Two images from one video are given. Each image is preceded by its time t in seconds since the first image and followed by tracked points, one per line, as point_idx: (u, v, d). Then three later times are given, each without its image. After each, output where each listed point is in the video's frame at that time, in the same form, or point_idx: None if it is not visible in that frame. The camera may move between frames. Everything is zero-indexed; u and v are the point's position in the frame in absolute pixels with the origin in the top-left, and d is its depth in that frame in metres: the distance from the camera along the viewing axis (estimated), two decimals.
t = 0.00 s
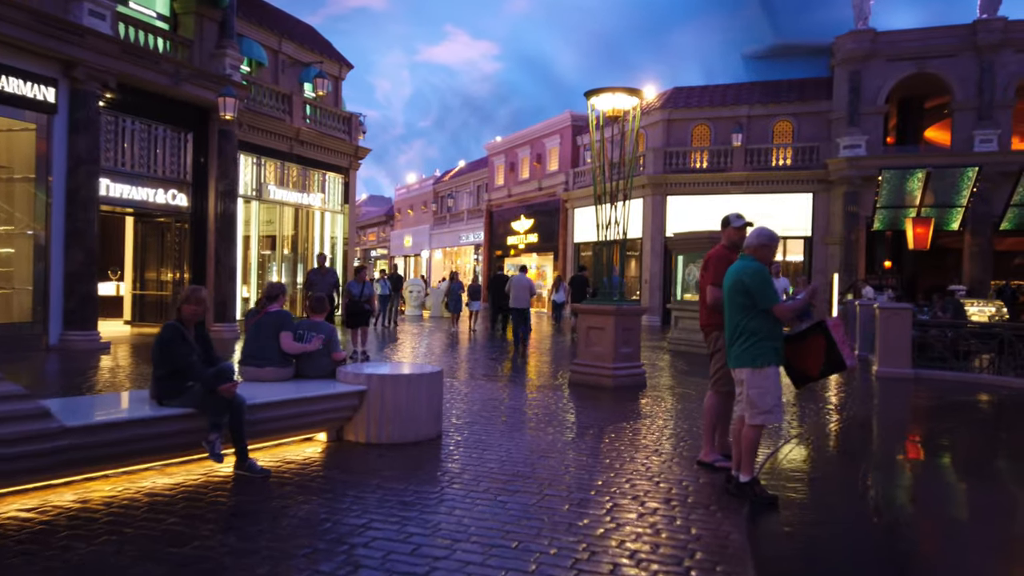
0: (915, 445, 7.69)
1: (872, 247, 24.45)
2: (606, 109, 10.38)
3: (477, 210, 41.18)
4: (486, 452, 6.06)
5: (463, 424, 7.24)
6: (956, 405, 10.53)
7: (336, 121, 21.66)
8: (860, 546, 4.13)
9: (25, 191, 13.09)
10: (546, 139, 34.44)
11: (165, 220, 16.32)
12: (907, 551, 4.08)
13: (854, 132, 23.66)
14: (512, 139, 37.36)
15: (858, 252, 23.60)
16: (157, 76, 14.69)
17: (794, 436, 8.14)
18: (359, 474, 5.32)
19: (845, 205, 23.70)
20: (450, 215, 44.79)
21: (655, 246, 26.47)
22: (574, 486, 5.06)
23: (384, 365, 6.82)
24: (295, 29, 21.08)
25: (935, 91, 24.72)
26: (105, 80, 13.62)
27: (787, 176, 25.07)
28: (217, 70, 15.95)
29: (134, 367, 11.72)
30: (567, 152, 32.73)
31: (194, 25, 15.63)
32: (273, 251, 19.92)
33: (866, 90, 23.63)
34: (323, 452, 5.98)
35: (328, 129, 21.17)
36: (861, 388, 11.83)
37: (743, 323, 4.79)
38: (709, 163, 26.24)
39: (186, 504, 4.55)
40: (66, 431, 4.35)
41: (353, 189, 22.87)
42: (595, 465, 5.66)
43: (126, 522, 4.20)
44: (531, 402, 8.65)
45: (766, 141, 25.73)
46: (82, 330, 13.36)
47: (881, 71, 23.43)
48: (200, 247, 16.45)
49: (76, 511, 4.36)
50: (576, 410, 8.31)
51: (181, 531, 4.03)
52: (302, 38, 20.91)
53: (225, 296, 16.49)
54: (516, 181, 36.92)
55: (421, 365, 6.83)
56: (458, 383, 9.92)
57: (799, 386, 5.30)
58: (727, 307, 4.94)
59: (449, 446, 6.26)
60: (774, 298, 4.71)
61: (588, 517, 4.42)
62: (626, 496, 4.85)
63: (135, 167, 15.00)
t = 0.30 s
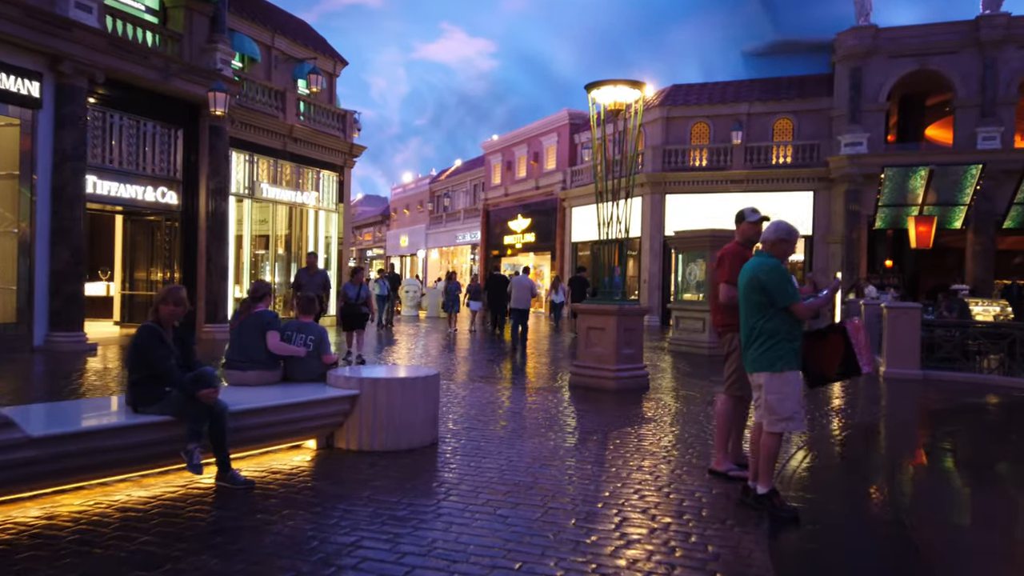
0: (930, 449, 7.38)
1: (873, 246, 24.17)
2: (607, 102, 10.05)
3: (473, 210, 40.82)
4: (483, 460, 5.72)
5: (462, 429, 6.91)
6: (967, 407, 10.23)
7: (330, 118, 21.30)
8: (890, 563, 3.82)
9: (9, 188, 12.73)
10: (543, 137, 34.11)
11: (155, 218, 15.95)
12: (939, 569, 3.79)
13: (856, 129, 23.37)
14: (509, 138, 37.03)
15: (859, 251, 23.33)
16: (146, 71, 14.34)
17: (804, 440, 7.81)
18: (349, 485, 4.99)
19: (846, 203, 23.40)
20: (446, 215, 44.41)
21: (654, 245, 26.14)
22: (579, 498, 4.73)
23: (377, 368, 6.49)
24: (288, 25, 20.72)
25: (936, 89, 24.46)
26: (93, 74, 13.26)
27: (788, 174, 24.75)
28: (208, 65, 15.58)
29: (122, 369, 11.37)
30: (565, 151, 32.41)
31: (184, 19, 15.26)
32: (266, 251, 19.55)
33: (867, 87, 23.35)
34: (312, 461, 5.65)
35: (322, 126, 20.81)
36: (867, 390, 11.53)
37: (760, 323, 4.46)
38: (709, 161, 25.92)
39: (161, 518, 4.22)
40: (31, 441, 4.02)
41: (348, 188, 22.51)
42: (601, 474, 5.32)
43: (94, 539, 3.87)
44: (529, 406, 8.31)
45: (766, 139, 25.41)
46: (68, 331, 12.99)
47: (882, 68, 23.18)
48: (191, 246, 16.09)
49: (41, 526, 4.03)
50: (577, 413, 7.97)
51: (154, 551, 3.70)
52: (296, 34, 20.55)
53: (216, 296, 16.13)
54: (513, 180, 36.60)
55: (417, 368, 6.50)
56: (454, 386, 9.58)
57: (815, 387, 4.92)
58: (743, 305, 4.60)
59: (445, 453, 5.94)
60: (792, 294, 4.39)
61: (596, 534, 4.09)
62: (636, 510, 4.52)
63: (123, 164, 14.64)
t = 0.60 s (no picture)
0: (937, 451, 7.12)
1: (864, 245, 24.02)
2: (601, 95, 9.73)
3: (461, 209, 40.45)
4: (473, 468, 5.38)
5: (452, 434, 6.55)
6: (968, 409, 9.99)
7: (315, 114, 20.86)
8: None
9: None
10: (532, 136, 33.79)
11: (133, 215, 15.47)
12: None
13: (847, 128, 23.17)
14: (497, 136, 36.68)
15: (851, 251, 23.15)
16: (124, 63, 13.90)
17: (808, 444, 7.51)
18: (330, 497, 4.62)
19: (838, 202, 23.19)
20: (433, 214, 43.99)
21: (644, 244, 25.86)
22: (579, 510, 4.39)
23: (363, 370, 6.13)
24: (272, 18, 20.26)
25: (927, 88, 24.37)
26: (68, 66, 12.81)
27: (779, 173, 24.52)
28: (188, 58, 15.12)
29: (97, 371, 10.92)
30: (554, 150, 32.11)
31: (164, 10, 14.78)
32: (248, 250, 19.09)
33: (859, 86, 23.19)
34: (291, 470, 5.27)
35: (306, 122, 20.37)
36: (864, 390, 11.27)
37: (774, 321, 4.15)
38: (699, 160, 25.69)
39: (121, 537, 3.84)
40: None
41: (333, 185, 22.09)
42: (601, 484, 4.98)
43: (43, 561, 3.50)
44: (519, 408, 7.97)
45: (756, 137, 25.18)
46: (40, 331, 12.52)
47: (874, 66, 23.02)
48: (171, 244, 15.64)
49: None
50: (570, 416, 7.63)
51: None
52: (280, 28, 20.10)
53: (197, 295, 15.68)
54: (501, 179, 36.26)
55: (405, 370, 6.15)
56: (443, 388, 9.23)
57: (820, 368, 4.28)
58: (754, 302, 4.28)
59: (434, 461, 5.59)
60: (808, 288, 4.09)
61: (598, 552, 3.75)
62: (641, 525, 4.17)
63: (100, 159, 14.18)
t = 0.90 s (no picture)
0: (934, 453, 6.85)
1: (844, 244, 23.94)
2: (584, 87, 9.40)
3: (439, 208, 40.01)
4: (452, 477, 5.00)
5: (429, 439, 6.17)
6: (957, 409, 9.80)
7: (288, 108, 20.34)
8: None
9: None
10: (511, 134, 33.44)
11: (97, 210, 14.85)
12: None
13: (828, 126, 23.09)
14: (476, 134, 36.29)
15: (831, 250, 23.04)
16: (88, 52, 13.33)
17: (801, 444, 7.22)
18: (296, 511, 4.22)
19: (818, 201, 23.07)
20: (411, 213, 43.47)
21: (625, 243, 25.60)
22: (567, 527, 4.03)
23: (335, 372, 5.74)
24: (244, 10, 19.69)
25: (906, 88, 24.38)
26: (27, 53, 12.26)
27: (759, 172, 24.35)
28: (155, 48, 14.55)
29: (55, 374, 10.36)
30: (533, 148, 31.78)
31: None
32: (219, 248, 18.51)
33: (839, 85, 23.11)
34: (253, 481, 4.86)
35: (279, 117, 19.83)
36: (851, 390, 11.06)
37: (778, 320, 3.81)
38: (680, 159, 25.49)
39: (55, 562, 3.42)
40: None
41: (307, 182, 21.56)
42: (589, 496, 4.61)
43: None
44: (500, 411, 7.59)
45: (737, 136, 25.02)
46: None
47: (854, 65, 22.96)
48: (137, 240, 15.04)
49: None
50: (553, 419, 7.27)
51: None
52: (252, 20, 19.54)
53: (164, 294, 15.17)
54: (480, 178, 35.88)
55: (380, 372, 5.76)
56: (421, 391, 8.83)
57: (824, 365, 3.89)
58: (757, 300, 3.95)
59: (409, 469, 5.20)
60: (814, 280, 3.73)
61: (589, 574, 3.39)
62: (634, 541, 3.83)
63: (63, 150, 13.58)
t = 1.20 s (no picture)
0: (950, 460, 6.48)
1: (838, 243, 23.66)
2: (577, 78, 8.98)
3: (428, 207, 39.54)
4: (439, 497, 4.56)
5: (415, 452, 5.72)
6: (966, 413, 9.45)
7: (271, 103, 19.81)
8: None
9: None
10: (501, 131, 33.01)
11: (71, 207, 14.29)
12: None
13: (822, 124, 22.78)
14: (465, 132, 35.81)
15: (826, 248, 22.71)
16: (60, 43, 12.78)
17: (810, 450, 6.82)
18: (263, 540, 3.78)
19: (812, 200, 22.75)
20: (399, 212, 42.96)
21: (617, 242, 25.23)
22: (565, 558, 3.61)
23: (314, 381, 5.30)
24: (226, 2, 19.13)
25: (900, 85, 24.11)
26: None
27: (752, 170, 23.98)
28: (132, 39, 14.01)
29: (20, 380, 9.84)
30: (523, 145, 31.36)
31: None
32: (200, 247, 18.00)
33: (833, 82, 22.81)
34: (218, 502, 4.41)
35: (263, 112, 19.30)
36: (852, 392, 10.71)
37: (802, 326, 3.38)
38: (672, 157, 25.12)
39: None
40: None
41: (293, 180, 21.04)
42: (589, 520, 4.19)
43: None
44: (490, 419, 7.16)
45: (730, 134, 24.67)
46: None
47: (848, 62, 22.64)
48: (113, 240, 14.47)
49: None
50: (546, 428, 6.85)
51: None
52: (234, 12, 18.99)
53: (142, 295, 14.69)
54: (469, 176, 35.43)
55: (362, 380, 5.31)
56: (407, 397, 8.38)
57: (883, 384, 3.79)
58: (778, 304, 3.53)
59: (392, 487, 4.76)
60: (843, 280, 3.29)
61: None
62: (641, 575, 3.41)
63: (34, 145, 13.03)
